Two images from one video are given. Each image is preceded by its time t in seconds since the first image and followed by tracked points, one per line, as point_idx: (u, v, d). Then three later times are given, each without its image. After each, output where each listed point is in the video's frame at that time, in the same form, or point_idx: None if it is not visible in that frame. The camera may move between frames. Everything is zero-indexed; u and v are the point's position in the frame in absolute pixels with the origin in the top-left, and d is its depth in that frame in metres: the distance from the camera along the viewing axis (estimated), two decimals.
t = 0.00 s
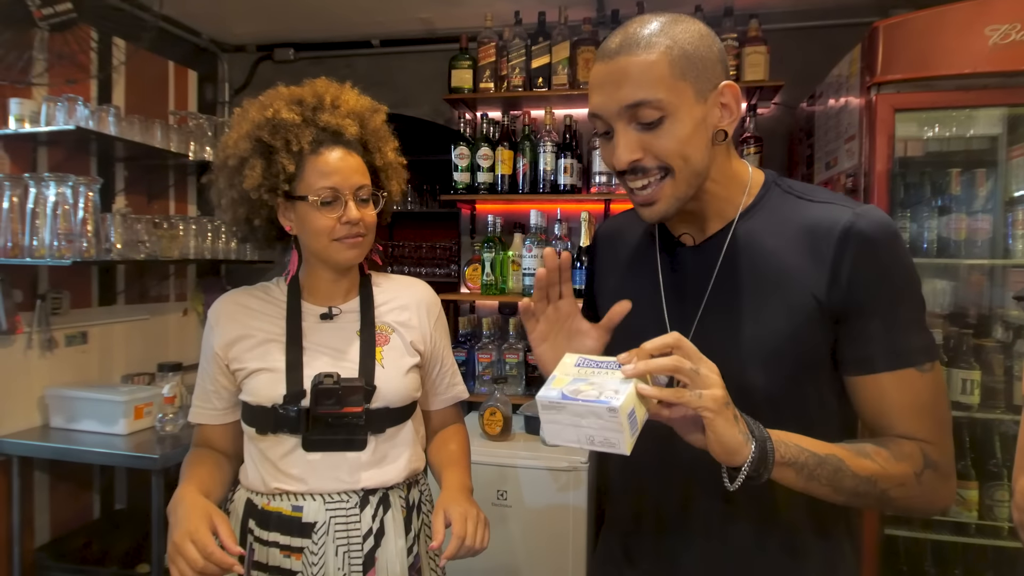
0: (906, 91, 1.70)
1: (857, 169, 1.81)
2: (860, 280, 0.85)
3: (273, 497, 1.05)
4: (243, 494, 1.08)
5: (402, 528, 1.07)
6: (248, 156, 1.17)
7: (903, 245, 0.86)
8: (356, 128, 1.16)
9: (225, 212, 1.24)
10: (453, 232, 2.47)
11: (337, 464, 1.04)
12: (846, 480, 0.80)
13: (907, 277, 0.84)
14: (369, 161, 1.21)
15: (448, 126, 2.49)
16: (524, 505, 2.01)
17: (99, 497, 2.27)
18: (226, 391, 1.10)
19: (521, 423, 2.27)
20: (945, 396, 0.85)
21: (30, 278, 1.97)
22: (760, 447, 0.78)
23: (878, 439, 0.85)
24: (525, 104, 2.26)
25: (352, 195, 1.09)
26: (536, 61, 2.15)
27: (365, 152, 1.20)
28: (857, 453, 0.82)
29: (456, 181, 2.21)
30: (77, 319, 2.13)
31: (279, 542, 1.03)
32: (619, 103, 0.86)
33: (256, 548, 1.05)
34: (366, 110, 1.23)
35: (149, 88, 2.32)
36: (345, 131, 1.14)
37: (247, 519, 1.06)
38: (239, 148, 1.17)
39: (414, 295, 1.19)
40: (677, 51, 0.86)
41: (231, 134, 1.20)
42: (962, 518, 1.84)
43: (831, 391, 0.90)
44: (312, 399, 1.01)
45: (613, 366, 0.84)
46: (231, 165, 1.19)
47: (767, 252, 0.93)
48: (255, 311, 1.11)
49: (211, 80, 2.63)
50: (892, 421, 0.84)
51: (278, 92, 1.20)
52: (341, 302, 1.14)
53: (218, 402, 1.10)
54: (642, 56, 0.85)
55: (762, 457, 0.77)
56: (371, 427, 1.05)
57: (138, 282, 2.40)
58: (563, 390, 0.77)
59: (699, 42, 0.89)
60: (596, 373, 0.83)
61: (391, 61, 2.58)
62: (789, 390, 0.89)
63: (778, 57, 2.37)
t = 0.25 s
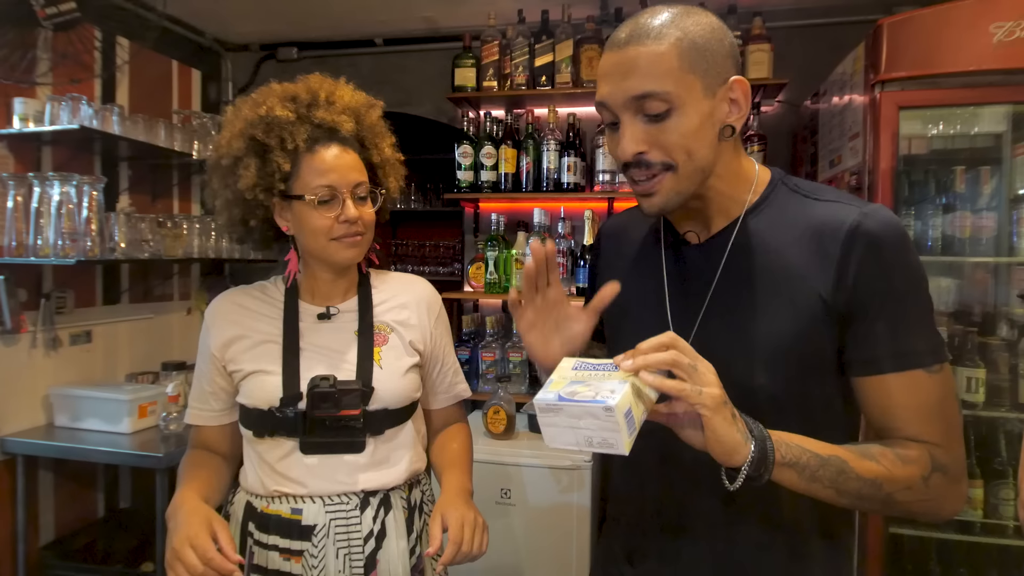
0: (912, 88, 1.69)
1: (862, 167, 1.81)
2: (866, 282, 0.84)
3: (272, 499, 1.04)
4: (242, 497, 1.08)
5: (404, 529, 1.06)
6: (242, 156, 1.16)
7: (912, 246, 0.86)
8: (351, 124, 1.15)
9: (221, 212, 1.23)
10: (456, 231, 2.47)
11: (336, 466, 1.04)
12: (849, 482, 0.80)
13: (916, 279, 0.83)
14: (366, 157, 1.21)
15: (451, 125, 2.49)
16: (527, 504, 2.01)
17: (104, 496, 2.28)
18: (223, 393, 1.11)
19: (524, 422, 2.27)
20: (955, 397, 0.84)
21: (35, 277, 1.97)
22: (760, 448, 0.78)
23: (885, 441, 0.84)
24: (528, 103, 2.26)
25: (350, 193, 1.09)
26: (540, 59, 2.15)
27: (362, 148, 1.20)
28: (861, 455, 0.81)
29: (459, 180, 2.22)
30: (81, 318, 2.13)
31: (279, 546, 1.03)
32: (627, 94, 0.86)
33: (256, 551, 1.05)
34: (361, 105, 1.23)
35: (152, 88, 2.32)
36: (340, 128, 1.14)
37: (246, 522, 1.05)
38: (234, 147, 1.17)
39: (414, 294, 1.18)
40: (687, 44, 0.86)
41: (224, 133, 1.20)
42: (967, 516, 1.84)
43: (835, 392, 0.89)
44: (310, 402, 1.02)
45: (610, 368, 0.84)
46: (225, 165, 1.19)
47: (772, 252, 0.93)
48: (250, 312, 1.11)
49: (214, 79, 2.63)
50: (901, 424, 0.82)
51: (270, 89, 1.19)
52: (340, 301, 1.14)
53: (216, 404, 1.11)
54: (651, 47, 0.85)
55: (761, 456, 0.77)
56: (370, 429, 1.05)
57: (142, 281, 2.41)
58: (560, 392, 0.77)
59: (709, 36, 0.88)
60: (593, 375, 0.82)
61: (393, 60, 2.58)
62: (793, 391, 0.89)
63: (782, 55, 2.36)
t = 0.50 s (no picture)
0: (914, 88, 1.69)
1: (864, 166, 1.81)
2: (872, 284, 0.85)
3: (276, 503, 1.04)
4: (245, 500, 1.08)
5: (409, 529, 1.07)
6: (238, 154, 1.16)
7: (920, 249, 0.86)
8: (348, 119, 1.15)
9: (217, 212, 1.23)
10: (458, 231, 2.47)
11: (341, 469, 1.04)
12: (852, 488, 0.80)
13: (923, 281, 0.83)
14: (364, 153, 1.21)
15: (453, 125, 2.48)
16: (530, 504, 2.01)
17: (106, 495, 2.28)
18: (223, 395, 1.11)
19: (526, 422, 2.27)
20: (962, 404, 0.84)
21: (37, 277, 1.97)
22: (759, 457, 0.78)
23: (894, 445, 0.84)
24: (530, 102, 2.26)
25: (349, 189, 1.09)
26: (542, 59, 2.15)
27: (360, 144, 1.20)
28: (866, 462, 0.81)
29: (461, 180, 2.22)
30: (83, 317, 2.13)
31: (284, 550, 1.03)
32: (615, 102, 0.88)
33: (260, 555, 1.04)
34: (357, 99, 1.23)
35: (154, 87, 2.32)
36: (337, 123, 1.14)
37: (250, 527, 1.05)
38: (228, 145, 1.16)
39: (415, 291, 1.19)
40: (673, 50, 0.86)
41: (217, 131, 1.19)
42: (970, 515, 1.84)
43: (839, 393, 0.89)
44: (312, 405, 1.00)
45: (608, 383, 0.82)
46: (220, 163, 1.18)
47: (778, 252, 0.93)
48: (250, 313, 1.11)
49: (216, 79, 2.63)
50: (908, 427, 0.82)
51: (264, 85, 1.19)
52: (340, 301, 1.14)
53: (216, 407, 1.11)
54: (637, 55, 0.86)
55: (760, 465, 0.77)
56: (373, 430, 1.05)
57: (144, 280, 2.40)
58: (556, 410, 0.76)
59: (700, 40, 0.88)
60: (592, 393, 0.80)
61: (395, 59, 2.58)
62: (796, 392, 0.89)
63: (785, 54, 2.36)
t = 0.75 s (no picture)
0: (914, 87, 1.69)
1: (865, 166, 1.81)
2: (876, 286, 0.84)
3: (286, 509, 1.05)
4: (252, 505, 1.08)
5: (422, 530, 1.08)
6: (239, 153, 1.15)
7: (928, 250, 0.85)
8: (350, 116, 1.15)
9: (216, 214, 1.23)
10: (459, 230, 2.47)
11: (351, 474, 1.04)
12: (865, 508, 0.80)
13: (930, 283, 0.83)
14: (366, 150, 1.21)
15: (454, 124, 2.49)
16: (532, 504, 2.01)
17: (108, 495, 2.28)
18: (226, 399, 1.11)
19: (528, 421, 2.27)
20: (977, 402, 0.84)
21: (38, 277, 1.97)
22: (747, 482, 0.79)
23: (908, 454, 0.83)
24: (531, 102, 2.26)
25: (355, 188, 1.10)
26: (543, 58, 2.15)
27: (362, 140, 1.20)
28: (880, 488, 0.81)
29: (462, 179, 2.22)
30: (84, 317, 2.13)
31: (296, 557, 1.03)
32: (600, 100, 0.93)
33: (270, 562, 1.05)
34: (357, 95, 1.23)
35: (155, 87, 2.32)
36: (339, 120, 1.14)
37: (259, 533, 1.06)
38: (229, 144, 1.16)
39: (419, 290, 1.19)
40: (648, 51, 0.89)
41: (215, 129, 1.18)
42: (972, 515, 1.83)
43: (840, 395, 0.89)
44: (323, 411, 1.01)
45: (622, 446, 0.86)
46: (221, 163, 1.18)
47: (782, 253, 0.93)
48: (253, 317, 1.11)
49: (217, 78, 2.63)
50: (925, 432, 0.82)
51: (263, 82, 1.18)
52: (344, 303, 1.14)
53: (217, 411, 1.11)
54: (618, 55, 0.91)
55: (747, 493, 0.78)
56: (383, 434, 1.05)
57: (145, 280, 2.40)
58: (586, 505, 0.84)
59: (684, 38, 0.90)
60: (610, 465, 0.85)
61: (396, 59, 2.58)
62: (799, 394, 0.89)
63: (785, 53, 2.36)
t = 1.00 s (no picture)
0: (913, 87, 1.70)
1: (864, 165, 1.81)
2: (877, 286, 0.85)
3: (291, 515, 1.04)
4: (255, 510, 1.08)
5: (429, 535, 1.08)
6: (251, 150, 1.14)
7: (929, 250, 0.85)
8: (360, 113, 1.17)
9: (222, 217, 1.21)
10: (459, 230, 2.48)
11: (358, 480, 1.04)
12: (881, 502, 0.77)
13: (930, 283, 0.83)
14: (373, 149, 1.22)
15: (454, 124, 2.49)
16: (533, 504, 2.01)
17: (106, 496, 2.27)
18: (229, 403, 1.10)
19: (528, 421, 2.27)
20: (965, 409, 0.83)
21: (36, 276, 1.96)
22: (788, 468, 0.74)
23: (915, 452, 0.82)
24: (531, 102, 2.26)
25: (369, 184, 1.11)
26: (543, 58, 2.15)
27: (369, 139, 1.21)
28: (898, 478, 0.79)
29: (462, 179, 2.21)
30: (82, 317, 2.12)
31: (302, 563, 1.03)
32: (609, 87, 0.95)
33: (275, 568, 1.04)
34: (363, 93, 1.23)
35: (154, 87, 2.31)
36: (350, 117, 1.15)
37: (263, 539, 1.05)
38: (241, 141, 1.15)
39: (425, 292, 1.20)
40: (661, 40, 0.92)
41: (222, 127, 1.16)
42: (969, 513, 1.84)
43: (841, 393, 0.89)
44: (334, 416, 1.00)
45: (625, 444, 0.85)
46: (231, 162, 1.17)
47: (784, 251, 0.93)
48: (257, 320, 1.10)
49: (216, 78, 2.62)
50: (924, 433, 0.81)
51: (271, 79, 1.18)
52: (351, 305, 1.14)
53: (221, 414, 1.10)
54: (629, 44, 0.94)
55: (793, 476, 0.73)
56: (393, 440, 1.05)
57: (144, 280, 2.40)
58: (589, 498, 0.85)
59: (698, 30, 0.91)
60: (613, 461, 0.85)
61: (396, 59, 2.58)
62: (800, 393, 0.90)
63: (784, 53, 2.37)
